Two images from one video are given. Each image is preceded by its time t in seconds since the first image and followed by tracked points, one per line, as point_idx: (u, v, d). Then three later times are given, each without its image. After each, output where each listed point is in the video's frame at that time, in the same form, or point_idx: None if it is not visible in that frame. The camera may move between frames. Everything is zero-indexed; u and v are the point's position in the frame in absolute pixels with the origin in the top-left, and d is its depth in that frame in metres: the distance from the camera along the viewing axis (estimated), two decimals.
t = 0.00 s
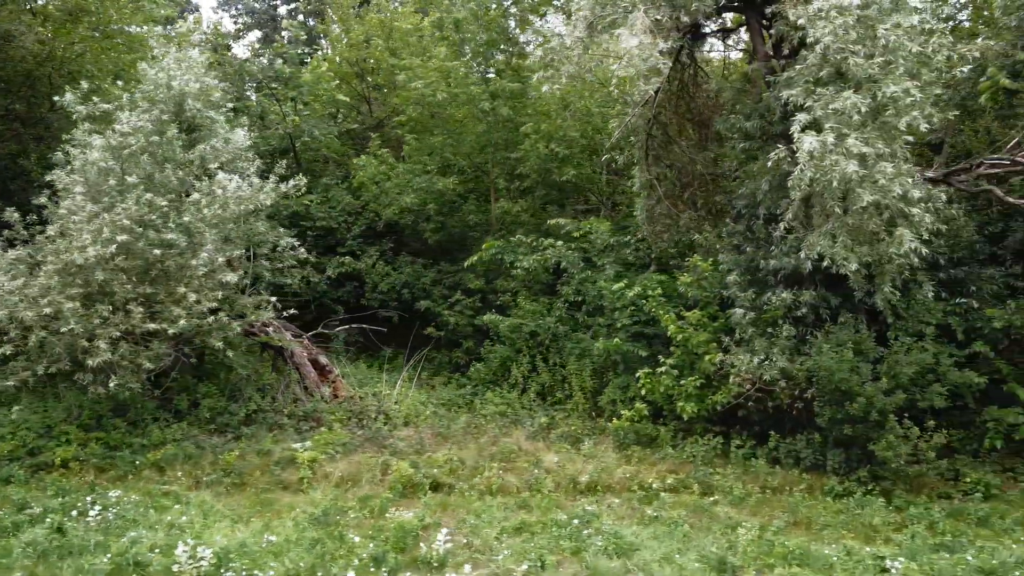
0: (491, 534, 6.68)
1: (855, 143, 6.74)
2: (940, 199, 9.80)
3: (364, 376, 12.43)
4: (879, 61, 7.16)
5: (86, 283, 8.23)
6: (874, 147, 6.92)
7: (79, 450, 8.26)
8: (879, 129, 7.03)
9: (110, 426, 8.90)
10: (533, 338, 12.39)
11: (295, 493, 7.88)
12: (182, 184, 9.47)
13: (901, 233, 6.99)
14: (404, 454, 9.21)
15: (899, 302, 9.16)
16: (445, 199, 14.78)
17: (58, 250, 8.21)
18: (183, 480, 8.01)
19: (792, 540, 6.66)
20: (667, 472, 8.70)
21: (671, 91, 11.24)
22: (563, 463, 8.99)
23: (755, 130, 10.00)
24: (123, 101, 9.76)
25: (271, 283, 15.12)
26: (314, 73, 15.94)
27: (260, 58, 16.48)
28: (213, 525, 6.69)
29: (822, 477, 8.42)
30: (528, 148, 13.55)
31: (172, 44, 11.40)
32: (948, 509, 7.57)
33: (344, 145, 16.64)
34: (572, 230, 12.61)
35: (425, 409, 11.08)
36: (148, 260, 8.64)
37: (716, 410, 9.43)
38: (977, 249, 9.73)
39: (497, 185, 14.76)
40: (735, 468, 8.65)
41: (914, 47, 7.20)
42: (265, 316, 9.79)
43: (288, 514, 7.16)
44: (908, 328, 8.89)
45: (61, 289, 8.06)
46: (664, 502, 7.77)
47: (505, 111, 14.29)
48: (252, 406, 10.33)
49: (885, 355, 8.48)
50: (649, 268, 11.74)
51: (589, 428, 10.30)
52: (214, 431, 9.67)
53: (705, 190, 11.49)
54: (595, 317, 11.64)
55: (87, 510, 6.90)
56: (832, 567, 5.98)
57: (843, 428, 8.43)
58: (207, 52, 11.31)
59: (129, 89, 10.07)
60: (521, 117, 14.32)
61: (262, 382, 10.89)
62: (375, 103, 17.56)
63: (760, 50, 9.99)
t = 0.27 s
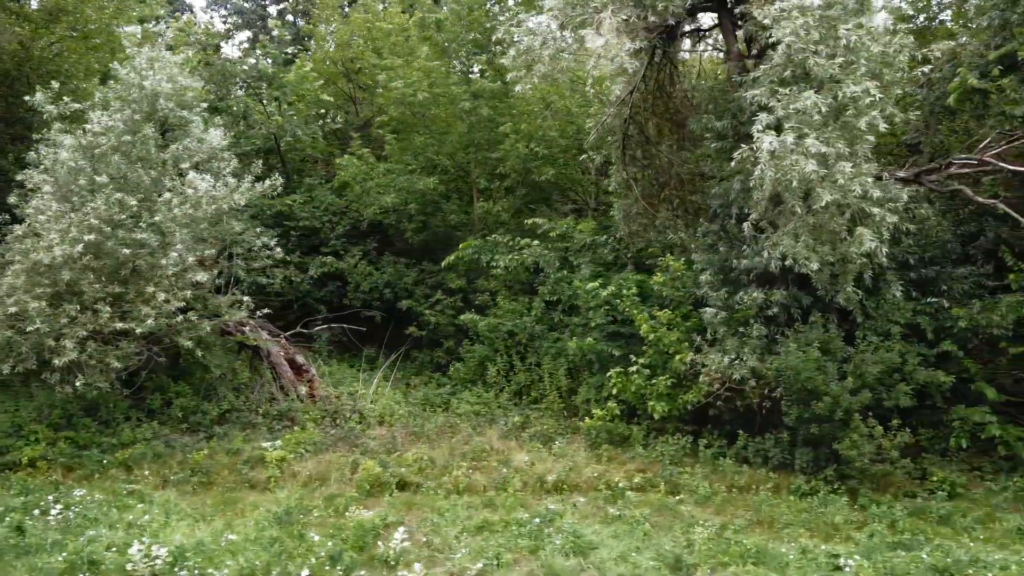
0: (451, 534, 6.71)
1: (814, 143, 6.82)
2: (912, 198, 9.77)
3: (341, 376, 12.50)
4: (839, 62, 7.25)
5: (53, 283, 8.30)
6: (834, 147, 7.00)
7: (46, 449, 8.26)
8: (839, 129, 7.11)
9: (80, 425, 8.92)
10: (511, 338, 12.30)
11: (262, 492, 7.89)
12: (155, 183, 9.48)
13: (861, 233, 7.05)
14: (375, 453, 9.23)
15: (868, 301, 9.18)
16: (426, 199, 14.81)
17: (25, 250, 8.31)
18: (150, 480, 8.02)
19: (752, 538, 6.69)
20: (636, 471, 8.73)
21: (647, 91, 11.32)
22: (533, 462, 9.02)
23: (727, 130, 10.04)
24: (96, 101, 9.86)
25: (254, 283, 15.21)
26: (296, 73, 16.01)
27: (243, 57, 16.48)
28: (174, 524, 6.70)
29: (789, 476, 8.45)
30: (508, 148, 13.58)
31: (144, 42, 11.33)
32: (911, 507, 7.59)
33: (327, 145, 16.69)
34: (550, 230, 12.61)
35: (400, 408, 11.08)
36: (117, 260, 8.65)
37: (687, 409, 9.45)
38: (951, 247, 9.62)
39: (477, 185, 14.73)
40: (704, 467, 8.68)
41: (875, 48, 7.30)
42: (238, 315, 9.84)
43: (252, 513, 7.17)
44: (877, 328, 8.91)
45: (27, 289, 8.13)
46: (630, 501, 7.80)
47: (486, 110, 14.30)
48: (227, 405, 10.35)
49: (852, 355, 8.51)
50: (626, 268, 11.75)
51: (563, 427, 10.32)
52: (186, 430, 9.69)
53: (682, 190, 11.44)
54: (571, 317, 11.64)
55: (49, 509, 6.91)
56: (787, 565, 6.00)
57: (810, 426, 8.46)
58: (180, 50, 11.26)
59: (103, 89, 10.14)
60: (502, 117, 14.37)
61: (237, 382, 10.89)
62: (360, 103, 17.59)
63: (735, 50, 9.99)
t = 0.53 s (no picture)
0: (413, 533, 6.73)
1: (773, 144, 6.81)
2: (883, 198, 9.81)
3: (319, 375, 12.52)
4: (801, 62, 7.23)
5: (21, 282, 8.38)
6: (794, 147, 6.98)
7: (14, 449, 8.26)
8: (801, 130, 7.09)
9: (50, 425, 8.91)
10: (489, 338, 12.31)
11: (228, 491, 7.91)
12: (126, 182, 9.49)
13: (822, 233, 7.05)
14: (346, 452, 9.24)
15: (837, 301, 9.22)
16: (408, 199, 14.84)
17: None
18: (117, 479, 8.03)
19: (711, 537, 6.71)
20: (604, 470, 8.75)
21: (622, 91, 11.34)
22: (503, 461, 9.04)
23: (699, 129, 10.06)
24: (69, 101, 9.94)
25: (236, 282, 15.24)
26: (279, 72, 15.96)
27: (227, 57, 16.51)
28: (135, 523, 6.72)
29: (757, 476, 8.47)
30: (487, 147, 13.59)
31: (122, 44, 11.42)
32: (875, 506, 7.62)
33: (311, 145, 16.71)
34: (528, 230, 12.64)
35: (376, 408, 11.10)
36: (87, 259, 8.72)
37: (658, 409, 9.48)
38: (922, 247, 9.67)
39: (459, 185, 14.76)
40: (672, 466, 8.70)
41: (839, 47, 7.25)
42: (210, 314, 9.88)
43: (215, 512, 7.19)
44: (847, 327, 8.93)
45: None
46: (594, 500, 7.82)
47: (463, 112, 14.25)
48: (201, 404, 10.36)
49: (820, 354, 8.54)
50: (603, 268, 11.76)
51: (536, 426, 10.34)
52: (159, 430, 9.71)
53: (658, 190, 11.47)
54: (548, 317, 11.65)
55: (10, 509, 6.92)
56: (741, 564, 6.02)
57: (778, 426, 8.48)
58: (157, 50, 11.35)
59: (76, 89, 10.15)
60: (482, 117, 14.38)
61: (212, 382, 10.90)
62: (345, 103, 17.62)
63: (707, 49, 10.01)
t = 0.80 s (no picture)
0: (373, 532, 6.74)
1: (732, 144, 6.83)
2: (855, 198, 9.83)
3: (298, 375, 12.59)
4: (763, 62, 7.25)
5: None
6: (754, 147, 7.01)
7: None
8: (762, 130, 7.11)
9: (20, 424, 9.01)
10: (468, 337, 12.34)
11: (195, 490, 7.93)
12: (99, 181, 9.52)
13: (782, 232, 7.07)
14: (318, 452, 9.25)
15: (807, 301, 9.25)
16: (390, 199, 14.87)
17: None
18: (84, 479, 8.05)
19: (671, 536, 6.72)
20: (573, 470, 8.77)
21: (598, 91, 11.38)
22: (474, 460, 9.06)
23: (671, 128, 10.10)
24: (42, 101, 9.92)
25: (219, 282, 15.25)
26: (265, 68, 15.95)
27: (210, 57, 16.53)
28: (96, 521, 6.73)
29: (725, 474, 8.49)
30: (468, 147, 13.61)
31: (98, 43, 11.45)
32: (839, 505, 7.63)
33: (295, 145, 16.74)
34: (505, 230, 12.66)
35: (352, 407, 11.12)
36: (56, 258, 8.76)
37: (629, 408, 9.49)
38: (894, 247, 9.68)
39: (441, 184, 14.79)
40: (641, 465, 8.73)
41: (801, 46, 7.27)
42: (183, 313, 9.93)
43: (179, 511, 7.20)
44: (816, 327, 8.95)
45: None
46: (560, 499, 7.84)
47: (445, 113, 14.34)
48: (176, 404, 10.38)
49: (788, 353, 8.56)
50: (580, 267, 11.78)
51: (510, 425, 10.36)
52: (132, 429, 9.73)
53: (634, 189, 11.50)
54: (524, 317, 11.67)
55: None
56: (696, 562, 6.04)
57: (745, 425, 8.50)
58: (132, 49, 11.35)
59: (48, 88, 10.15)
60: (463, 117, 14.41)
61: (187, 382, 10.91)
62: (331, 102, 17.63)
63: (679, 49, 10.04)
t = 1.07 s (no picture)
0: (334, 531, 6.76)
1: (692, 145, 6.85)
2: (826, 198, 9.86)
3: (276, 374, 12.62)
4: (725, 62, 7.26)
5: None
6: (714, 147, 7.02)
7: None
8: (723, 130, 7.13)
9: None
10: (445, 337, 12.36)
11: (162, 490, 7.95)
12: (70, 181, 9.53)
13: (743, 232, 7.10)
14: (289, 451, 9.27)
15: (777, 300, 9.28)
16: (372, 199, 14.89)
17: None
18: (51, 478, 8.06)
19: (630, 535, 6.75)
20: (542, 469, 8.80)
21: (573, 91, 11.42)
22: (444, 460, 9.09)
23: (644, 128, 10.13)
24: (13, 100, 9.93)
25: (201, 282, 15.28)
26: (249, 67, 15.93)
27: (194, 56, 16.54)
28: (57, 521, 6.75)
29: (692, 473, 8.52)
30: (448, 146, 13.64)
31: (73, 42, 11.46)
32: (803, 504, 7.66)
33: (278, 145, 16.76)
34: (483, 230, 12.67)
35: (327, 407, 11.14)
36: (25, 257, 8.77)
37: (600, 407, 9.51)
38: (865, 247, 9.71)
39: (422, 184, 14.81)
40: (610, 465, 8.76)
41: (763, 46, 7.29)
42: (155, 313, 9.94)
43: (142, 510, 7.21)
44: (785, 327, 8.97)
45: None
46: (525, 498, 7.86)
47: (426, 114, 14.45)
48: (150, 403, 10.40)
49: (755, 353, 8.58)
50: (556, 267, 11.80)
51: (484, 424, 10.38)
52: (104, 428, 9.75)
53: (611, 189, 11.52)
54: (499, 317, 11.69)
55: None
56: (651, 561, 6.06)
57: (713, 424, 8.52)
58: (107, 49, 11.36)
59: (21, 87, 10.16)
60: (444, 117, 14.45)
61: (163, 382, 10.93)
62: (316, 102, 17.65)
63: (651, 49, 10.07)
